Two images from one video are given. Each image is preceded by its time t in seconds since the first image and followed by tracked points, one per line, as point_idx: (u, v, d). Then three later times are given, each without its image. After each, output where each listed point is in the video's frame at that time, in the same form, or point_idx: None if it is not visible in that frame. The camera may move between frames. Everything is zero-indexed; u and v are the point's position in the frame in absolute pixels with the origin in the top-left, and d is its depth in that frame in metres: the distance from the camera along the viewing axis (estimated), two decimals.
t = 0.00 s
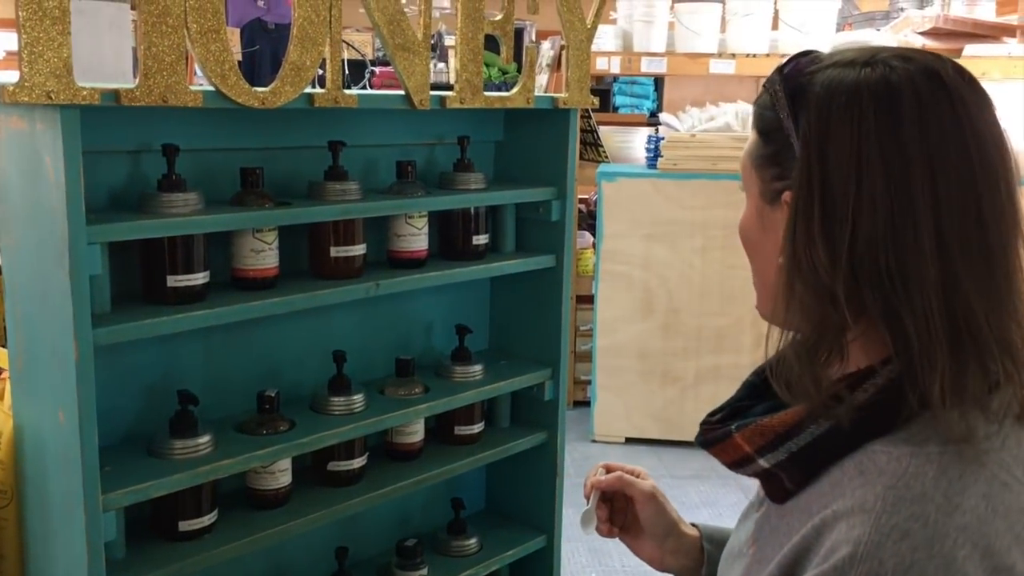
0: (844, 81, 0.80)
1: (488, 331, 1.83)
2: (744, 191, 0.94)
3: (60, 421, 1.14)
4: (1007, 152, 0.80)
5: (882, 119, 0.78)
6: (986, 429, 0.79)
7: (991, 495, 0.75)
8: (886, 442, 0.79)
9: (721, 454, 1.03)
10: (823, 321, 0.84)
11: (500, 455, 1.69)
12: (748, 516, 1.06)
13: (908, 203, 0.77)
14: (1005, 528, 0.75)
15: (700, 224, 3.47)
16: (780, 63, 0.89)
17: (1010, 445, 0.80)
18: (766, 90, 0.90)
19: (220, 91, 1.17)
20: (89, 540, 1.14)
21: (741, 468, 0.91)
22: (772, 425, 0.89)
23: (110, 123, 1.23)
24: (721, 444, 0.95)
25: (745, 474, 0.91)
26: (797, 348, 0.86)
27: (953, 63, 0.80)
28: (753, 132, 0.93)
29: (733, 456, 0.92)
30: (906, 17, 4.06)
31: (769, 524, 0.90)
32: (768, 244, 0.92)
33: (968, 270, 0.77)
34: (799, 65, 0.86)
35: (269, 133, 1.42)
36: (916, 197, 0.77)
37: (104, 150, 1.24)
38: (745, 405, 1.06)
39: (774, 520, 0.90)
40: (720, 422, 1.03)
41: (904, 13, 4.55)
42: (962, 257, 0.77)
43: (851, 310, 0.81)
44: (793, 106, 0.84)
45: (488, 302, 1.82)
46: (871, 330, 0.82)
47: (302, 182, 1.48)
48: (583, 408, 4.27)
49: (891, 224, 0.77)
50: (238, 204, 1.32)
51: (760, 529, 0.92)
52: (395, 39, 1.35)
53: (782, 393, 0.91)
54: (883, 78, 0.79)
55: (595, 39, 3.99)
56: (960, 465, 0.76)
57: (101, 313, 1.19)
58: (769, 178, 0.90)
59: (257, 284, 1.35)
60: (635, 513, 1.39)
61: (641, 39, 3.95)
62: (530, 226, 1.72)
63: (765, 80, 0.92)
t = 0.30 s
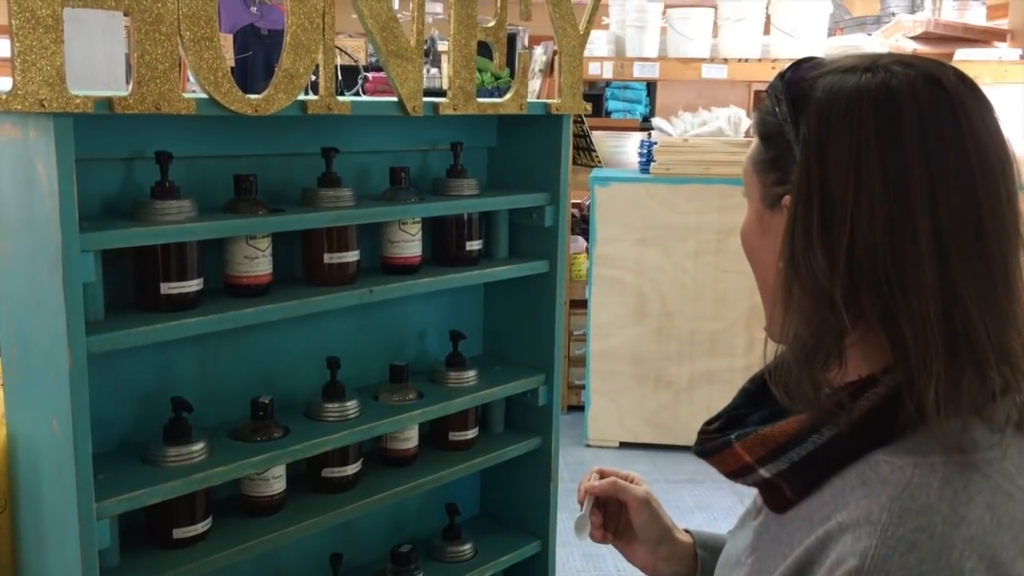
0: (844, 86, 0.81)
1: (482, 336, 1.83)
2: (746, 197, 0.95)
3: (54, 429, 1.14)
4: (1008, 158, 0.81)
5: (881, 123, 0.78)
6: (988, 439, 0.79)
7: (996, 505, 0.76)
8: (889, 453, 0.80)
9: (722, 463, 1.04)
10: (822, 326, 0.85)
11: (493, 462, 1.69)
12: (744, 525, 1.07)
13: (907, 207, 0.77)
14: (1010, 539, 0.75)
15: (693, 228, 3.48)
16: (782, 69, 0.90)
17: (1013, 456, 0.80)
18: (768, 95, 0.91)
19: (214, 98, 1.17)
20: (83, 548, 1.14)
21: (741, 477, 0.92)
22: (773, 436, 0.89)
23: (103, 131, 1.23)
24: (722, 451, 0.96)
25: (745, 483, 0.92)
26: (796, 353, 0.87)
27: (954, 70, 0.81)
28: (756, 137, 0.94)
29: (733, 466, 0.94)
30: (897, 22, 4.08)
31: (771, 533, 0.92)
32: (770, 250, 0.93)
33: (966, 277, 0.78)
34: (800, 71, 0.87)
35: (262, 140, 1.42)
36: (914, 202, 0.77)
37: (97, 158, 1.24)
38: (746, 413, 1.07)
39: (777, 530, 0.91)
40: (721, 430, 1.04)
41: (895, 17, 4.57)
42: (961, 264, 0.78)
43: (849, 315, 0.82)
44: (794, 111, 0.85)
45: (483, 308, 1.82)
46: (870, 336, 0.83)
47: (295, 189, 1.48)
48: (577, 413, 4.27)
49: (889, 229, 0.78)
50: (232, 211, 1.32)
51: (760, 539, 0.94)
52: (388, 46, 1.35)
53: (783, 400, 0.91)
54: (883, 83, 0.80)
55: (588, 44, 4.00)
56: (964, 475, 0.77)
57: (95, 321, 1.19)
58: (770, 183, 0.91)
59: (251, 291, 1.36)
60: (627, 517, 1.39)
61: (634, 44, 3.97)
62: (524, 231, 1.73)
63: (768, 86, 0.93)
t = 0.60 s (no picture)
0: (844, 90, 0.81)
1: (478, 341, 1.83)
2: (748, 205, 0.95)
3: (47, 436, 1.14)
4: (1010, 159, 0.81)
5: (881, 126, 0.79)
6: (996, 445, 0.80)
7: (1005, 513, 0.76)
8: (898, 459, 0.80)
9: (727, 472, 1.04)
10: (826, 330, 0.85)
11: (488, 467, 1.69)
12: (745, 532, 1.08)
13: (909, 209, 0.77)
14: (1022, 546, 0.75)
15: (688, 232, 3.48)
16: (780, 75, 0.91)
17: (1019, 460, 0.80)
18: (768, 101, 0.91)
19: (208, 104, 1.17)
20: (77, 554, 1.13)
21: (744, 485, 0.92)
22: (778, 443, 0.89)
23: (97, 136, 1.23)
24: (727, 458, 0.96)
25: (752, 490, 0.92)
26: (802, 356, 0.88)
27: (954, 71, 0.81)
28: (755, 144, 0.94)
29: (735, 474, 0.94)
30: (891, 26, 4.09)
31: (774, 540, 0.93)
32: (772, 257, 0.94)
33: (970, 278, 0.78)
34: (800, 75, 0.87)
35: (256, 145, 1.41)
36: (916, 203, 0.77)
37: (91, 163, 1.24)
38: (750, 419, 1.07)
39: (782, 539, 0.91)
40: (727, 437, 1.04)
41: (889, 22, 4.59)
42: (965, 264, 0.78)
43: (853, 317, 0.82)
44: (794, 117, 0.85)
45: (479, 313, 1.82)
46: (875, 338, 0.83)
47: (289, 194, 1.48)
48: (573, 417, 4.27)
49: (891, 231, 0.78)
50: (226, 217, 1.32)
51: (762, 548, 0.95)
52: (383, 51, 1.35)
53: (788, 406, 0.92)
54: (882, 86, 0.80)
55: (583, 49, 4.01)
56: (973, 482, 0.77)
57: (89, 326, 1.18)
58: (770, 189, 0.91)
59: (246, 296, 1.35)
60: (625, 523, 1.39)
61: (629, 49, 3.98)
62: (519, 236, 1.73)
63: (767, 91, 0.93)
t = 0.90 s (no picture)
0: (813, 102, 0.83)
1: (473, 346, 1.83)
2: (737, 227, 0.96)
3: (40, 443, 1.13)
4: (988, 152, 0.82)
5: (857, 130, 0.80)
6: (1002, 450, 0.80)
7: (1017, 522, 0.77)
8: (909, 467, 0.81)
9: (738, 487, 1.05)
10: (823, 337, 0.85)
11: (484, 471, 1.69)
12: (748, 539, 1.09)
13: (892, 210, 0.78)
14: None
15: (684, 236, 3.49)
16: (753, 98, 0.93)
17: None
18: (745, 122, 0.93)
19: (201, 110, 1.17)
20: (71, 562, 1.13)
21: (754, 497, 0.93)
22: (786, 453, 0.90)
23: (89, 143, 1.23)
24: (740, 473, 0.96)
25: (768, 501, 0.93)
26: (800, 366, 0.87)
27: (920, 72, 0.83)
28: (736, 166, 0.95)
29: (744, 484, 0.96)
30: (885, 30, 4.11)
31: (781, 546, 0.94)
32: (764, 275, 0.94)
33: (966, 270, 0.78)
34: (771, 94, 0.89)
35: (250, 151, 1.42)
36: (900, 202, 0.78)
37: (84, 170, 1.24)
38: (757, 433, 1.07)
39: (791, 547, 0.92)
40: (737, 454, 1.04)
41: (883, 26, 4.61)
42: (957, 258, 0.78)
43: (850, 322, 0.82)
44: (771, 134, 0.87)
45: (474, 319, 1.83)
46: (874, 341, 0.83)
47: (283, 200, 1.48)
48: (569, 421, 4.27)
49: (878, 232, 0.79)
50: (220, 222, 1.32)
51: (769, 556, 0.96)
52: (376, 56, 1.36)
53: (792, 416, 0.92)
54: (851, 93, 0.82)
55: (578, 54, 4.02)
56: (983, 492, 0.77)
57: (82, 333, 1.18)
58: (757, 210, 0.91)
59: (239, 302, 1.35)
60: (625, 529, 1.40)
61: (624, 53, 3.99)
62: (513, 240, 1.73)
63: (742, 113, 0.95)
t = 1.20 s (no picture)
0: (802, 105, 0.83)
1: (467, 349, 1.83)
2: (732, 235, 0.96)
3: (31, 449, 1.13)
4: (981, 152, 0.82)
5: (847, 132, 0.80)
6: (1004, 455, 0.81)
7: None
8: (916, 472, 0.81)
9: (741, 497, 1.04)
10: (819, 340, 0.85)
11: (479, 475, 1.68)
12: (748, 545, 1.08)
13: (884, 211, 0.78)
14: None
15: (679, 238, 3.49)
16: (744, 105, 0.93)
17: None
18: (737, 130, 0.94)
19: (191, 115, 1.17)
20: (62, 569, 1.13)
21: (757, 504, 0.93)
22: (790, 460, 0.90)
23: (79, 148, 1.23)
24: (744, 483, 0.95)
25: (773, 509, 0.92)
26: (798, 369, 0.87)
27: (909, 74, 0.83)
28: (729, 173, 0.96)
29: (745, 492, 0.95)
30: (879, 31, 4.12)
31: (781, 554, 0.94)
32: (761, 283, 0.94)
33: (960, 268, 0.78)
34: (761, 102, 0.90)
35: (241, 155, 1.42)
36: (892, 200, 0.78)
37: (74, 175, 1.23)
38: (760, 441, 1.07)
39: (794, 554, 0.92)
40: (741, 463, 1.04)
41: (876, 27, 4.62)
42: (951, 256, 0.78)
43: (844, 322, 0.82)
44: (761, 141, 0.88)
45: (468, 322, 1.83)
46: (870, 342, 0.83)
47: (274, 204, 1.47)
48: (566, 424, 4.27)
49: (870, 232, 0.79)
50: (211, 227, 1.32)
51: (769, 561, 0.96)
52: (366, 60, 1.36)
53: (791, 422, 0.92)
54: (839, 96, 0.82)
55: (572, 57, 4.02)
56: (990, 497, 0.78)
57: (73, 339, 1.18)
58: (750, 217, 0.92)
59: (231, 306, 1.35)
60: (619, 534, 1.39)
61: (618, 56, 4.00)
62: (506, 243, 1.73)
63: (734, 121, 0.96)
